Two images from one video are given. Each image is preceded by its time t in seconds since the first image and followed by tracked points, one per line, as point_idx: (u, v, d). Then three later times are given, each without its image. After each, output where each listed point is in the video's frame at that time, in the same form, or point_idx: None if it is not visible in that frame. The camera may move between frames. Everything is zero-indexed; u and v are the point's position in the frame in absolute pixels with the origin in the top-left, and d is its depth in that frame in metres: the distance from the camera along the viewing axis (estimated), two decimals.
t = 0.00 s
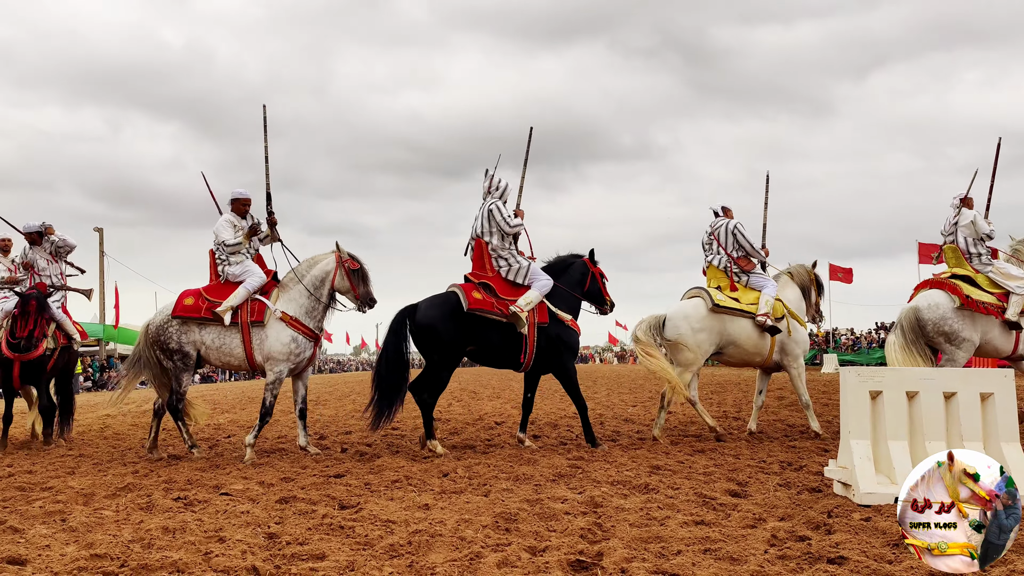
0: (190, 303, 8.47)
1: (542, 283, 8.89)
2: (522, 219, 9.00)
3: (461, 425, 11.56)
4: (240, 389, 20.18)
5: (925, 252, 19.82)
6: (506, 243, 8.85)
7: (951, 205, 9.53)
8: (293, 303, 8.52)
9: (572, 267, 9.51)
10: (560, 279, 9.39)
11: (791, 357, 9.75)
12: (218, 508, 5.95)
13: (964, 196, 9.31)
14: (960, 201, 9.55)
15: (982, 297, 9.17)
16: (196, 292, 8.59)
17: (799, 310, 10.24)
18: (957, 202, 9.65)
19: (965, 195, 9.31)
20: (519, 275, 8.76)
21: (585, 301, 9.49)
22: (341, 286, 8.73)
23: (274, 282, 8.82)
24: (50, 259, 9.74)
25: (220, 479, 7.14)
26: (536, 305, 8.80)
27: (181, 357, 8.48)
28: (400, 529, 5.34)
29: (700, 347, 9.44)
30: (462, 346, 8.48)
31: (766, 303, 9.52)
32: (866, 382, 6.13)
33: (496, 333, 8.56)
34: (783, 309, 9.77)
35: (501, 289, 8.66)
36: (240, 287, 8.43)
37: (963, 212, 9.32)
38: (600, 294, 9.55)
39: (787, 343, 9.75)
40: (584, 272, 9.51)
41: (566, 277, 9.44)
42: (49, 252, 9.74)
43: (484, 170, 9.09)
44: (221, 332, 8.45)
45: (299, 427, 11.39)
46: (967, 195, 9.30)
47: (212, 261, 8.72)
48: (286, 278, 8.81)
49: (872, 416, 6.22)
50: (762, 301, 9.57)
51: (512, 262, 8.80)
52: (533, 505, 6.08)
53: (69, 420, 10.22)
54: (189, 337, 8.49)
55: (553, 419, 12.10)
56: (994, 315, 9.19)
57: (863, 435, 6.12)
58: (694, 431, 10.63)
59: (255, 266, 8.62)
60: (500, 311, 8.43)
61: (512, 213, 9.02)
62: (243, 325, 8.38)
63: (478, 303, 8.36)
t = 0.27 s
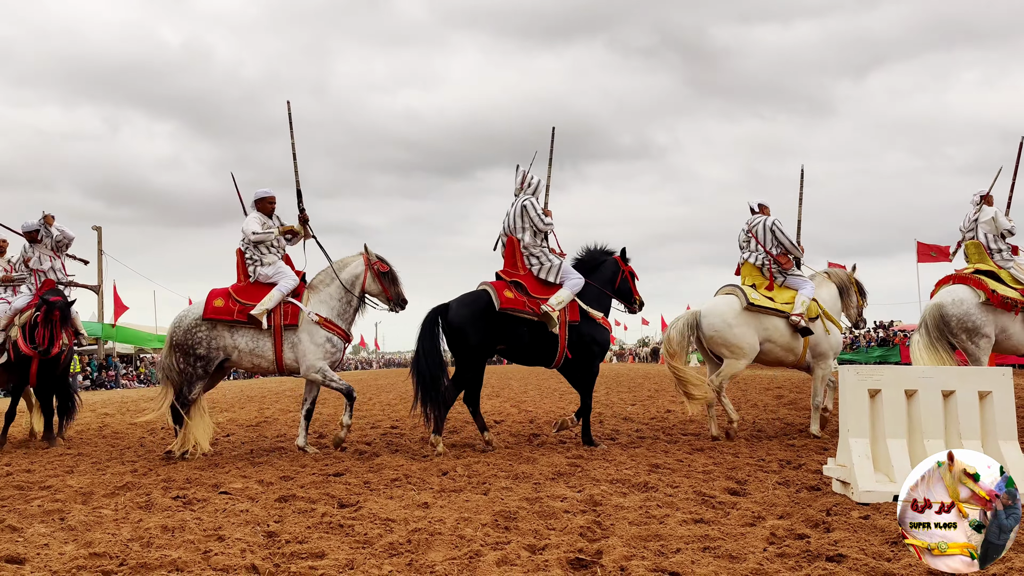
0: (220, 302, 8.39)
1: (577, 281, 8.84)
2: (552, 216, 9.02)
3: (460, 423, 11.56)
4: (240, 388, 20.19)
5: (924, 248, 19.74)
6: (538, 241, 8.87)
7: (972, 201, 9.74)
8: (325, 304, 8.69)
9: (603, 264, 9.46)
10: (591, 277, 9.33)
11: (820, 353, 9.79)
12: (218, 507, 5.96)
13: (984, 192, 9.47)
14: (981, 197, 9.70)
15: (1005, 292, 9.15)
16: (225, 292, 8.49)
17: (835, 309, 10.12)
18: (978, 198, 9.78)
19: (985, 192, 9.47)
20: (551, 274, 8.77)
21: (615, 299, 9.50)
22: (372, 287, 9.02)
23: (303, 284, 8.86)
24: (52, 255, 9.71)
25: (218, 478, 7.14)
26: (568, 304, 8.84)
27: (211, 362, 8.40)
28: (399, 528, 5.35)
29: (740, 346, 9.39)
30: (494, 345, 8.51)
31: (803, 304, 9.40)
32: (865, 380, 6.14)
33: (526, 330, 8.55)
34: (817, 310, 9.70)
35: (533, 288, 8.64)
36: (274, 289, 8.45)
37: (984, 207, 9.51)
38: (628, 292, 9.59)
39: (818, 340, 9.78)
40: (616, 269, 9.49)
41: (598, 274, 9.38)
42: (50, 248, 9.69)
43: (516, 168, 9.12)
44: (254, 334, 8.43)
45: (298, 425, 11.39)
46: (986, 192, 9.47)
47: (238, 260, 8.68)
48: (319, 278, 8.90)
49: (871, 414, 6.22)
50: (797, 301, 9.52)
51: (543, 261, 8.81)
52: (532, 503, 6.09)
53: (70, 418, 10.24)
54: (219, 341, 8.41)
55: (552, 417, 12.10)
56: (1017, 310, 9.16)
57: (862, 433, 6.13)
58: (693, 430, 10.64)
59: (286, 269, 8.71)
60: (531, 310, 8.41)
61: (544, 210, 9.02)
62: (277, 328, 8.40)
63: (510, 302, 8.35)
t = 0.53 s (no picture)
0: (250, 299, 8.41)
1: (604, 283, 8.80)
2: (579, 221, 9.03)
3: (458, 424, 11.56)
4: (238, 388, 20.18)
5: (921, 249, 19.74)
6: (564, 245, 8.84)
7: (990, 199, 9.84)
8: (355, 303, 8.68)
9: (631, 268, 9.46)
10: (619, 280, 9.35)
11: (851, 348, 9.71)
12: (216, 507, 5.95)
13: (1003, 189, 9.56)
14: (999, 196, 9.85)
15: None
16: (255, 293, 8.47)
17: (864, 304, 10.02)
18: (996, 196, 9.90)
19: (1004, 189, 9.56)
20: (576, 277, 8.72)
21: (643, 303, 9.45)
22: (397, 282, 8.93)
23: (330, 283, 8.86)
24: (57, 256, 9.78)
25: (217, 477, 7.14)
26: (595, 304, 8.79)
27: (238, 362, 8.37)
28: (397, 528, 5.34)
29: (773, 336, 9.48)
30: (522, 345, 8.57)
31: (828, 297, 9.36)
32: (862, 381, 6.14)
33: (552, 332, 8.61)
34: (844, 304, 9.64)
35: (557, 289, 8.68)
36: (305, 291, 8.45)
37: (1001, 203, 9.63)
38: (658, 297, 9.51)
39: (849, 337, 9.70)
40: (644, 274, 9.48)
41: (625, 279, 9.39)
42: (54, 250, 9.75)
43: (546, 171, 9.20)
44: (286, 334, 8.43)
45: (296, 425, 11.38)
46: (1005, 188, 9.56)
47: (267, 261, 8.64)
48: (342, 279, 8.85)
49: (868, 414, 6.23)
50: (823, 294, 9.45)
51: (568, 265, 8.75)
52: (530, 503, 6.08)
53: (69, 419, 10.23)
54: (249, 340, 8.41)
55: (550, 418, 12.10)
56: None
57: (859, 433, 6.13)
58: (691, 430, 10.64)
59: (315, 270, 8.63)
60: (556, 311, 8.49)
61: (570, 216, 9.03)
62: (310, 329, 8.40)
63: (533, 304, 8.46)
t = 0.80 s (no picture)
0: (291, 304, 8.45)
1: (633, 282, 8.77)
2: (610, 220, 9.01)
3: (458, 422, 11.55)
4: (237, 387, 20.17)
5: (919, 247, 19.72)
6: (594, 243, 8.85)
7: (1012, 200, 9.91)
8: (393, 307, 8.69)
9: (663, 260, 9.43)
10: (648, 273, 9.38)
11: (886, 354, 9.62)
12: (215, 505, 5.96)
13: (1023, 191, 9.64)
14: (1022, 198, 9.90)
15: None
16: (295, 296, 8.53)
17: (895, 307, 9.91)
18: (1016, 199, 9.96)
19: None
20: (607, 274, 8.73)
21: (677, 293, 9.42)
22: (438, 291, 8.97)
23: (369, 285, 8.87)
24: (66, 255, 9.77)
25: (216, 476, 7.14)
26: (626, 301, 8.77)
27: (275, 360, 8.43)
28: (397, 526, 5.35)
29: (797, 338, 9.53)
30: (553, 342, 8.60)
31: (860, 298, 9.33)
32: (861, 379, 6.15)
33: (583, 328, 8.59)
34: (876, 306, 9.49)
35: (588, 286, 8.67)
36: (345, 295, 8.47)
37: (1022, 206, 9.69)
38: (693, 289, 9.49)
39: (882, 340, 9.62)
40: (675, 264, 9.40)
41: (655, 270, 9.38)
42: (64, 249, 9.74)
43: (580, 168, 9.22)
44: (324, 335, 8.45)
45: (295, 424, 11.39)
46: None
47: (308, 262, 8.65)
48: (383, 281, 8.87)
49: (867, 413, 6.24)
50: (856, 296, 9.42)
51: (599, 261, 8.78)
52: (529, 502, 6.08)
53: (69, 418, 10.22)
54: (288, 340, 8.44)
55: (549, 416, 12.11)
56: None
57: (858, 432, 6.14)
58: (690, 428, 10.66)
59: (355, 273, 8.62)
60: (587, 308, 8.47)
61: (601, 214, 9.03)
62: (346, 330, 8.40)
63: (565, 300, 8.45)
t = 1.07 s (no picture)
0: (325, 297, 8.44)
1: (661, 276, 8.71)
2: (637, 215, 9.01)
3: (456, 421, 11.56)
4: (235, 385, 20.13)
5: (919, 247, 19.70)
6: (621, 239, 8.87)
7: None
8: (425, 303, 8.67)
9: (690, 257, 9.38)
10: (675, 272, 9.31)
11: (911, 346, 9.58)
12: (214, 503, 5.95)
13: None
14: None
15: None
16: (327, 288, 8.53)
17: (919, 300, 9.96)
18: None
19: None
20: (634, 270, 8.74)
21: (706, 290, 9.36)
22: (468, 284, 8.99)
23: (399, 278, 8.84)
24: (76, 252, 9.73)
25: (214, 475, 7.14)
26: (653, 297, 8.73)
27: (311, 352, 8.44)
28: (396, 525, 5.35)
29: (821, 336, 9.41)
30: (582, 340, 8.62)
31: (883, 292, 9.31)
32: (860, 378, 6.15)
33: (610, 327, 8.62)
34: (898, 299, 9.49)
35: (616, 283, 8.67)
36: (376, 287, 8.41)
37: None
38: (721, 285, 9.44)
39: (906, 332, 9.58)
40: (704, 261, 9.36)
41: (683, 267, 9.34)
42: (74, 247, 9.69)
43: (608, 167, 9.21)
44: (358, 330, 8.43)
45: (293, 422, 11.38)
46: None
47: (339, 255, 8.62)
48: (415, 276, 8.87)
49: (866, 412, 6.24)
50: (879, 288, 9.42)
51: (626, 257, 8.80)
52: (528, 500, 6.08)
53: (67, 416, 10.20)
54: (323, 334, 8.42)
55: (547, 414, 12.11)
56: None
57: (857, 431, 6.15)
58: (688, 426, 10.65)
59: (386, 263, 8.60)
60: (615, 306, 8.49)
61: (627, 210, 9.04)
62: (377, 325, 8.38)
63: (592, 297, 8.49)
